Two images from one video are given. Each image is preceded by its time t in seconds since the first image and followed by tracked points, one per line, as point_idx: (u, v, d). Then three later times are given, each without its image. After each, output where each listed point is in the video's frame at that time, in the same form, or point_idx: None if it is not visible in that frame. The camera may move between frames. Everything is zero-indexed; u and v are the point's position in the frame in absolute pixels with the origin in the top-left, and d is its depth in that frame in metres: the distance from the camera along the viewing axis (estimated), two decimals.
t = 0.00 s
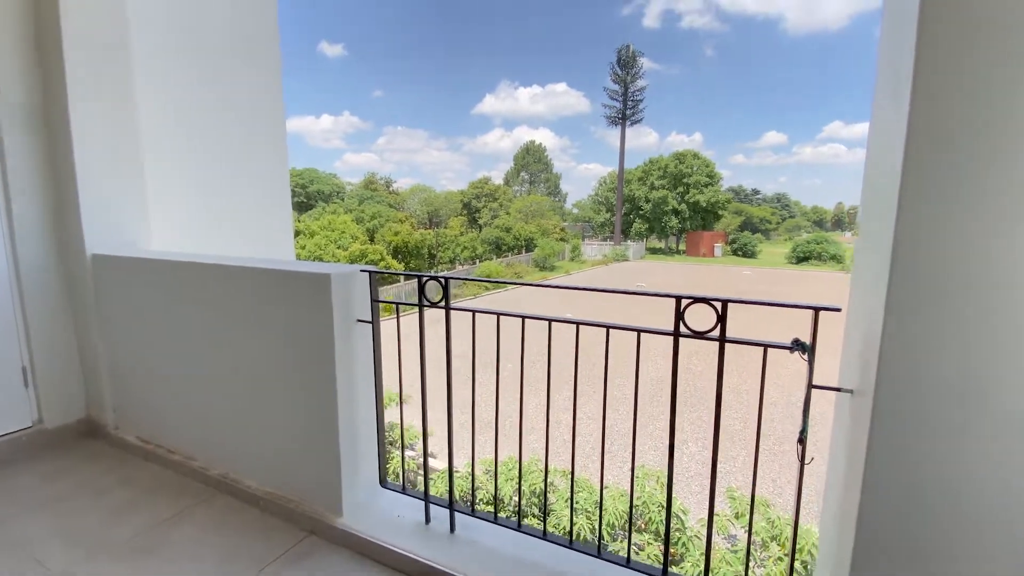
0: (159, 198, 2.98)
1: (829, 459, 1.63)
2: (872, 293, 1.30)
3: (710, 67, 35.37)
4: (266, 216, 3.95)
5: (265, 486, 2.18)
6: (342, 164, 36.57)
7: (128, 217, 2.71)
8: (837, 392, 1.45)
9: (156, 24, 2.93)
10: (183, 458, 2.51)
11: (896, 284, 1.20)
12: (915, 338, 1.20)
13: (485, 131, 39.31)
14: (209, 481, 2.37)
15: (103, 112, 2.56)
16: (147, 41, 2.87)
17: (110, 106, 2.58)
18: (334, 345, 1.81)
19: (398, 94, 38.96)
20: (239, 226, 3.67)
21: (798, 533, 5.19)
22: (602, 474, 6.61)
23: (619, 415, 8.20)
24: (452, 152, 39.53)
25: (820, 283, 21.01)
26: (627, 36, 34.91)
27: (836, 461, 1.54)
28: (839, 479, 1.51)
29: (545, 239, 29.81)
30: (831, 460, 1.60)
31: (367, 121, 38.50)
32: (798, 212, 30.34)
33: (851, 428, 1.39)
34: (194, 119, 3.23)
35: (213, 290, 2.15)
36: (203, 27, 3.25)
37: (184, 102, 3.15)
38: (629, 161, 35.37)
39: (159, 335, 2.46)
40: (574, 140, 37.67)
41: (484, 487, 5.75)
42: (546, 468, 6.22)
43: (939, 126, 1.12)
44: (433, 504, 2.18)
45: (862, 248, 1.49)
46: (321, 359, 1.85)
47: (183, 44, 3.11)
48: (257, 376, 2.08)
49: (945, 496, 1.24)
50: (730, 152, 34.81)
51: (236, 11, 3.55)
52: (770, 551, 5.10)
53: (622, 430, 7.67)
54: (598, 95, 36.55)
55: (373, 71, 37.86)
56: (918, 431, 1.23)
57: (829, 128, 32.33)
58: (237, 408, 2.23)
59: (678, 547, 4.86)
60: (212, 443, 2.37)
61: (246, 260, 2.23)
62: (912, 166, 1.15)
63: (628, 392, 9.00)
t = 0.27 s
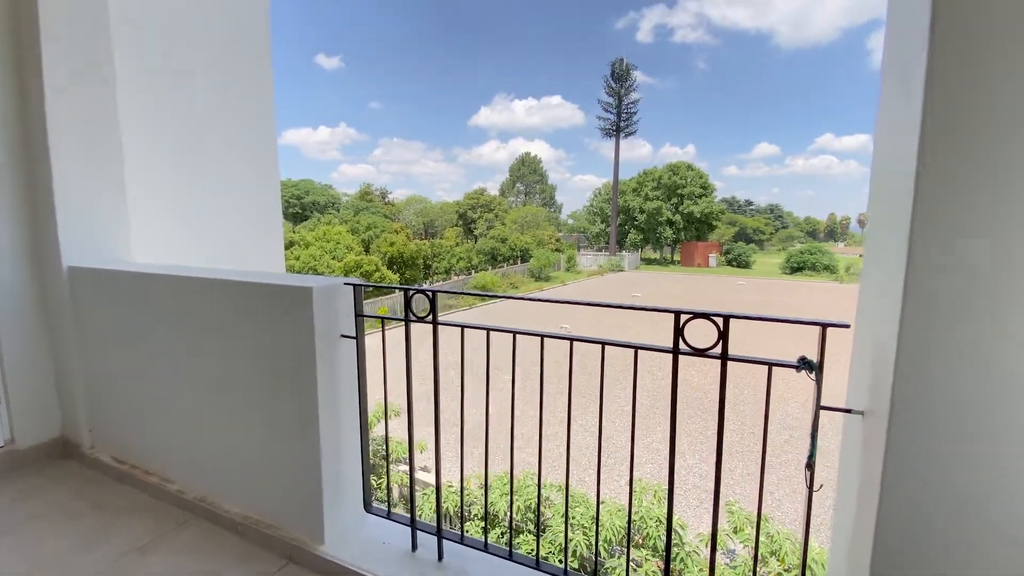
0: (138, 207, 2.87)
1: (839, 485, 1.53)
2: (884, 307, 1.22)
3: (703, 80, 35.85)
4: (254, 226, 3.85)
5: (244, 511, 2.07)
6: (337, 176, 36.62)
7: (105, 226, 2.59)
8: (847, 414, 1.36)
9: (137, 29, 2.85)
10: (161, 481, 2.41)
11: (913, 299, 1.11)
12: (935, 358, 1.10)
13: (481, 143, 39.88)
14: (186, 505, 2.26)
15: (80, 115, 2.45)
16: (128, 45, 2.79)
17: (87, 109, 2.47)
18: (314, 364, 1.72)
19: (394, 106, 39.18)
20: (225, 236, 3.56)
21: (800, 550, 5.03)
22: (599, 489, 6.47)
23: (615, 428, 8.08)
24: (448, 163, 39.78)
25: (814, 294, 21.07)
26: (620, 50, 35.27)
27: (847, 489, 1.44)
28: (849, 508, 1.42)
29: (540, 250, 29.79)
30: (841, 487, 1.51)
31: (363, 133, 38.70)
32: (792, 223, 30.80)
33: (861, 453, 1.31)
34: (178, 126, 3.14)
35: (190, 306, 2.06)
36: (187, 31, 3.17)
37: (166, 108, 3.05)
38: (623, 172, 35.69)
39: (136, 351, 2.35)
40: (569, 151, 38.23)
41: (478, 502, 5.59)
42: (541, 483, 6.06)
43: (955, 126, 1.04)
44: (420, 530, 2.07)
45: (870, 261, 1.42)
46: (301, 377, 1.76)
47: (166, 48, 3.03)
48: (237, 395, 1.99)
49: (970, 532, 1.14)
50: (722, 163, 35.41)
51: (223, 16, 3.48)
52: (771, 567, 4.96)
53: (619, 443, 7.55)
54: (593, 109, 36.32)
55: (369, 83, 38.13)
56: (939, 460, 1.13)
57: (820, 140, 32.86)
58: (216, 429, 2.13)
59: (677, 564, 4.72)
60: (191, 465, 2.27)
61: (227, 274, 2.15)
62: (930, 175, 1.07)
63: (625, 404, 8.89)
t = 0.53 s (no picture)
0: (119, 218, 2.78)
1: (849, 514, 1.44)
2: (894, 327, 1.14)
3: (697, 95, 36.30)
4: (245, 238, 3.76)
5: (221, 537, 1.98)
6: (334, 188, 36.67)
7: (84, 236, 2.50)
8: (856, 437, 1.27)
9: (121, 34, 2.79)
10: (137, 505, 2.30)
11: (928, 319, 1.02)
12: (954, 381, 1.01)
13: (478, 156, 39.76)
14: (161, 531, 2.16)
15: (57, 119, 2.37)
16: (112, 52, 2.73)
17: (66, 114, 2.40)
18: (293, 383, 1.64)
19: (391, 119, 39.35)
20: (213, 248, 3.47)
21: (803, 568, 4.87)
22: (596, 505, 6.32)
23: (612, 441, 7.95)
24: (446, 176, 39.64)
25: (810, 305, 21.14)
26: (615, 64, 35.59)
27: (856, 518, 1.36)
28: (858, 539, 1.33)
29: (537, 261, 29.73)
30: (851, 516, 1.41)
31: (360, 146, 38.89)
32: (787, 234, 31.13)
33: (871, 482, 1.22)
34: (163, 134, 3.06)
35: (169, 321, 1.97)
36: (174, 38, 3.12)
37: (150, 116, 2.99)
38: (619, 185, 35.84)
39: (114, 368, 2.26)
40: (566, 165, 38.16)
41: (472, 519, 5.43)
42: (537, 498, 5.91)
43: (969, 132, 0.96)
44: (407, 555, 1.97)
45: (879, 277, 1.34)
46: (280, 397, 1.67)
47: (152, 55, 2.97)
48: (216, 416, 1.90)
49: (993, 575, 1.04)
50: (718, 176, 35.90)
51: (215, 24, 3.44)
52: None
53: (616, 458, 7.42)
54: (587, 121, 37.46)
55: (366, 96, 38.35)
56: (960, 494, 1.04)
57: (814, 153, 33.46)
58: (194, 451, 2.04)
59: None
60: (168, 488, 2.17)
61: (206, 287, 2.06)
62: (944, 189, 0.99)
63: (622, 418, 8.76)
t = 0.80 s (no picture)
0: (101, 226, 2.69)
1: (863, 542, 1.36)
2: (915, 347, 1.06)
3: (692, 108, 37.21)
4: (238, 248, 3.65)
5: (198, 562, 1.88)
6: (333, 199, 37.00)
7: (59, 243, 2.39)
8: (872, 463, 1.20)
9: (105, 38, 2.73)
10: (115, 528, 2.20)
11: (953, 338, 0.94)
12: (988, 406, 0.92)
13: (477, 167, 41.43)
14: (136, 556, 2.06)
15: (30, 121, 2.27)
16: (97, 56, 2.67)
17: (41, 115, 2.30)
18: (274, 401, 1.55)
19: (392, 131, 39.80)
20: (202, 258, 3.36)
21: None
22: (595, 519, 6.16)
23: (611, 454, 7.82)
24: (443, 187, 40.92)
25: (807, 315, 21.26)
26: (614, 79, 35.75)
27: (872, 549, 1.27)
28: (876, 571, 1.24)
29: (535, 272, 29.67)
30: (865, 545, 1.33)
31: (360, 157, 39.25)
32: (783, 245, 33.56)
33: (891, 513, 1.14)
34: (148, 140, 2.98)
35: (145, 335, 1.88)
36: (163, 43, 3.06)
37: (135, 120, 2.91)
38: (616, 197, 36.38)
39: (91, 383, 2.17)
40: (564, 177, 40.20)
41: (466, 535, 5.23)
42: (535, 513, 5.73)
43: (1001, 137, 0.88)
44: None
45: (891, 293, 1.28)
46: (260, 416, 1.58)
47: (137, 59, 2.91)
48: (196, 434, 1.81)
49: None
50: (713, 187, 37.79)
51: (208, 30, 3.40)
52: None
53: (615, 471, 7.28)
54: (587, 134, 36.46)
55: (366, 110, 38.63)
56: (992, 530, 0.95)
57: (809, 165, 35.93)
58: (172, 471, 1.94)
59: None
60: (145, 511, 2.07)
61: (188, 298, 1.98)
62: (968, 199, 0.92)
63: (621, 431, 8.63)
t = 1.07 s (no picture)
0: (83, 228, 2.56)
1: None
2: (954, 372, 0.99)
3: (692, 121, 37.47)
4: (227, 259, 3.53)
5: None
6: (334, 209, 37.02)
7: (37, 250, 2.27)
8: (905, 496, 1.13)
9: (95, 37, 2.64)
10: (94, 551, 2.09)
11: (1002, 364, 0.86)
12: None
13: (477, 178, 41.71)
14: None
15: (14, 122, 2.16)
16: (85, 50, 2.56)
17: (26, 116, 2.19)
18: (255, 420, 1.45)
19: (395, 143, 39.90)
20: (189, 268, 3.24)
21: None
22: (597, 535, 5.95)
23: (612, 467, 7.66)
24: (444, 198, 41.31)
25: (809, 326, 21.16)
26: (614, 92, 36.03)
27: None
28: None
29: (535, 282, 29.63)
30: None
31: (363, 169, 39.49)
32: (783, 257, 33.84)
33: (928, 549, 1.06)
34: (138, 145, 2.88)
35: (116, 348, 1.77)
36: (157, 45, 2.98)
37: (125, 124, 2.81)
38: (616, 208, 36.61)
39: (66, 397, 2.06)
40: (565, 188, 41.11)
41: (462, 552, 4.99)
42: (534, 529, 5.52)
43: None
44: None
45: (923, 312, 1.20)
46: (240, 436, 1.49)
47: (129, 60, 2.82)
48: (171, 454, 1.70)
49: None
50: (712, 198, 38.29)
51: (205, 33, 3.31)
52: None
53: (616, 486, 7.10)
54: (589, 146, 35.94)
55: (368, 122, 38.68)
56: None
57: (808, 176, 36.08)
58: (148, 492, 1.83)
59: None
60: (122, 533, 1.96)
61: (165, 310, 1.88)
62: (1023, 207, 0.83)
63: (623, 444, 8.46)
